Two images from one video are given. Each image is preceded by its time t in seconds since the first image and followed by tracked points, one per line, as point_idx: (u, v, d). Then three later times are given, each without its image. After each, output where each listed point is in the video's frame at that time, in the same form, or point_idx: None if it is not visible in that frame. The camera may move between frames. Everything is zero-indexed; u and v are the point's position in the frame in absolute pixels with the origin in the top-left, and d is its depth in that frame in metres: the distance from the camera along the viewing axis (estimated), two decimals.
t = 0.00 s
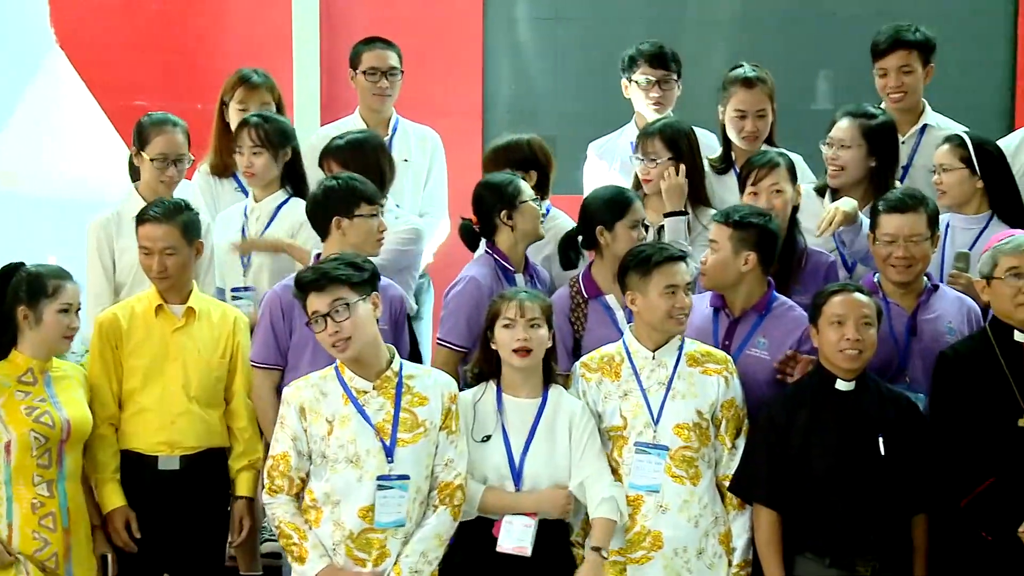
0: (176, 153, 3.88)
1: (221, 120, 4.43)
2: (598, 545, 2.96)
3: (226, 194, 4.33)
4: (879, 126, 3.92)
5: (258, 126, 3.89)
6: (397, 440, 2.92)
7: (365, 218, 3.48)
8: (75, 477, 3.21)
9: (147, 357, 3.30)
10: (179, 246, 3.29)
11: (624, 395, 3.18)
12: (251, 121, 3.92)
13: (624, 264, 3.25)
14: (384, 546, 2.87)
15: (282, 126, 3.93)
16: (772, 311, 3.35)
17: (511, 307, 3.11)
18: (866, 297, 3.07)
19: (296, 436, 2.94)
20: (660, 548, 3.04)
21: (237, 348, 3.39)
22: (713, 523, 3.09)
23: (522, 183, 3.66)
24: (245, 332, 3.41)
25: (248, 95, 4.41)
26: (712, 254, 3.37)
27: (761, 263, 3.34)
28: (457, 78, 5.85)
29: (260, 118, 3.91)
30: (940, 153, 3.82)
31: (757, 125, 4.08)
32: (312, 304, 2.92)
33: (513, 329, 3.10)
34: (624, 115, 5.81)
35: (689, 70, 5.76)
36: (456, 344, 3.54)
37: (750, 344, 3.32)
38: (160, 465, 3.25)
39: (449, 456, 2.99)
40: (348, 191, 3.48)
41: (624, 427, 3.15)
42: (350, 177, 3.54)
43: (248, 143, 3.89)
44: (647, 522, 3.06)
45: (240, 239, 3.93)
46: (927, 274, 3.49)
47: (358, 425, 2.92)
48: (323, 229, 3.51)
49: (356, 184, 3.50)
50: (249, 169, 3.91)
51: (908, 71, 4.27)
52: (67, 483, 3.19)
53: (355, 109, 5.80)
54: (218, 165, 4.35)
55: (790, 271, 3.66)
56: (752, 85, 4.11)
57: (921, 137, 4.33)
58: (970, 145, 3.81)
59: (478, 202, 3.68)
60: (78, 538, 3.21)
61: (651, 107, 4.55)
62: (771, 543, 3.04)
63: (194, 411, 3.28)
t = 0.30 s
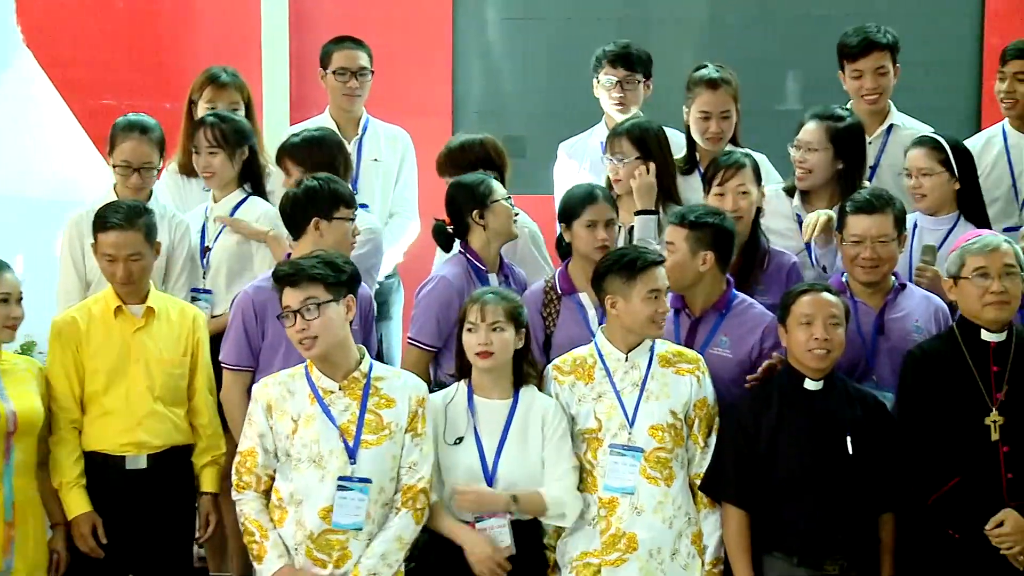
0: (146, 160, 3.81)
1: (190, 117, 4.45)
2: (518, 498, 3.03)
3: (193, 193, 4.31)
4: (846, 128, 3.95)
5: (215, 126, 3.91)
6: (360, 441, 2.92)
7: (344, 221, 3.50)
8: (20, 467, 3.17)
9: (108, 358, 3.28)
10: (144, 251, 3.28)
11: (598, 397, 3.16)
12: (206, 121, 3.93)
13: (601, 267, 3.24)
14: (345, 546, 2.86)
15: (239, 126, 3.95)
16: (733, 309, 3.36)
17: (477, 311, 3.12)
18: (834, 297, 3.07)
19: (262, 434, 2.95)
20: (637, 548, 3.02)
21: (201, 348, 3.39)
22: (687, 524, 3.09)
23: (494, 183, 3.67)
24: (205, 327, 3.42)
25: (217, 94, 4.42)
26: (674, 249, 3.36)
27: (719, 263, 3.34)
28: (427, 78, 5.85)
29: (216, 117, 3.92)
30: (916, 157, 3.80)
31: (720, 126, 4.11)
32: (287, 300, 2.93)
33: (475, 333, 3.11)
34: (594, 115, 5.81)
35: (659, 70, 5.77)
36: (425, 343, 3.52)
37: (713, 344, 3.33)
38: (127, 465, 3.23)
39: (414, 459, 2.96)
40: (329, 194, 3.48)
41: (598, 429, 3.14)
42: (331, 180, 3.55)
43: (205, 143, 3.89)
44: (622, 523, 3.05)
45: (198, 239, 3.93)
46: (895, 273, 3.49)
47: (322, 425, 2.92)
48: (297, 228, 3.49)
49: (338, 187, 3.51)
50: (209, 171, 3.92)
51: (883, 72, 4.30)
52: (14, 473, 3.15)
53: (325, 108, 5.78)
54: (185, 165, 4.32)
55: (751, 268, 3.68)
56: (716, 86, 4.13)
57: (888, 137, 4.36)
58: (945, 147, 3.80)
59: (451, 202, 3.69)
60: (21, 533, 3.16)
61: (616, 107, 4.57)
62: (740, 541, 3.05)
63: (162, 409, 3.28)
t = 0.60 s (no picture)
0: (83, 165, 3.78)
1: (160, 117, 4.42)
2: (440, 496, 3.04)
3: (163, 193, 4.28)
4: (809, 128, 3.98)
5: (190, 126, 3.89)
6: (329, 444, 2.91)
7: (319, 221, 3.49)
8: None
9: (83, 359, 3.26)
10: (122, 246, 3.28)
11: (602, 411, 3.09)
12: (180, 120, 3.91)
13: (592, 281, 3.17)
14: (314, 549, 2.86)
15: (212, 126, 3.94)
16: (698, 309, 3.37)
17: (447, 314, 3.12)
18: (805, 296, 3.09)
19: (230, 434, 2.93)
20: (639, 562, 2.99)
21: (173, 350, 3.41)
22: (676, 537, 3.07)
23: (466, 183, 3.65)
24: (177, 328, 3.43)
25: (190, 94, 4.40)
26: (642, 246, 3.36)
27: (683, 263, 3.34)
28: (398, 78, 5.83)
29: (191, 117, 3.91)
30: (883, 157, 3.82)
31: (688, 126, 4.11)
32: (279, 288, 2.95)
33: (467, 335, 3.08)
34: (565, 114, 5.81)
35: (629, 70, 5.78)
36: (393, 342, 3.53)
37: (681, 344, 3.34)
38: (102, 467, 3.22)
39: (383, 462, 2.97)
40: (304, 193, 3.48)
41: (601, 445, 3.08)
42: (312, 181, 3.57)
43: (178, 144, 3.87)
44: (625, 537, 3.01)
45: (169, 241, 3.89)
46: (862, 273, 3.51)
47: (290, 427, 2.91)
48: (273, 227, 3.50)
49: (313, 186, 3.51)
50: (182, 172, 3.89)
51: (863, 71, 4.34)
52: None
53: (296, 107, 5.76)
54: (155, 165, 4.32)
55: (727, 271, 3.68)
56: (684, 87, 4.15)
57: (856, 136, 4.39)
58: (913, 148, 3.82)
59: (422, 202, 3.68)
60: None
61: (588, 107, 4.58)
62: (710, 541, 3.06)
63: (136, 410, 3.28)
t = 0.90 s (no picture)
0: None
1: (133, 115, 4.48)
2: (413, 509, 3.02)
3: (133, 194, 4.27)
4: (761, 126, 3.96)
5: (144, 133, 3.87)
6: (294, 444, 2.91)
7: (283, 222, 3.47)
8: None
9: (71, 357, 3.25)
10: (116, 228, 3.35)
11: (588, 438, 3.00)
12: (134, 125, 3.90)
13: (571, 307, 3.05)
14: (287, 549, 2.86)
15: (168, 132, 3.93)
16: (665, 309, 3.38)
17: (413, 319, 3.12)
18: (768, 296, 3.11)
19: (192, 438, 2.91)
20: None
21: (161, 350, 3.38)
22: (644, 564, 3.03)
23: (434, 183, 3.66)
24: (164, 329, 3.41)
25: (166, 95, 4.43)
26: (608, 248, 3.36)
27: (650, 263, 3.36)
28: (365, 79, 5.83)
29: (146, 124, 3.89)
30: (846, 157, 3.84)
31: (639, 122, 4.17)
32: (278, 283, 2.98)
33: (451, 339, 3.10)
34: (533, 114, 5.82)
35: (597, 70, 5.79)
36: (364, 345, 3.52)
37: (650, 344, 3.34)
38: (87, 468, 3.23)
39: (348, 456, 2.97)
40: (266, 191, 3.48)
41: (586, 473, 2.98)
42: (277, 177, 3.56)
43: (135, 152, 3.87)
44: (611, 564, 2.95)
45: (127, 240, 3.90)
46: (828, 272, 3.51)
47: (255, 429, 2.90)
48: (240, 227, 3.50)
49: (278, 185, 3.49)
50: (140, 178, 3.89)
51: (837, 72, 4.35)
52: None
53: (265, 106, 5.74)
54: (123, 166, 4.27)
55: (698, 279, 3.70)
56: (638, 83, 4.21)
57: (822, 136, 4.42)
58: (876, 147, 3.84)
59: (390, 203, 3.67)
60: None
61: (555, 107, 4.58)
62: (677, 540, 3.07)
63: (125, 415, 3.28)
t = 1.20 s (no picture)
0: None
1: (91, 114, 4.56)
2: (388, 526, 2.98)
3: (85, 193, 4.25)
4: (695, 124, 3.96)
5: (65, 138, 3.89)
6: (249, 442, 2.90)
7: (237, 223, 3.45)
8: None
9: (29, 355, 3.26)
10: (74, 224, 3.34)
11: (534, 456, 2.93)
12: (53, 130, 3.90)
13: (517, 322, 3.00)
14: (247, 549, 2.86)
15: (91, 132, 3.93)
16: (622, 309, 3.39)
17: (366, 318, 3.10)
18: (711, 296, 3.13)
19: (145, 444, 2.87)
20: None
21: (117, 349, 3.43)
22: None
23: (392, 183, 3.66)
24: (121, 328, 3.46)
25: (128, 95, 4.54)
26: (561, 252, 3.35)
27: (605, 264, 3.35)
28: (319, 79, 5.81)
29: (65, 127, 3.89)
30: (799, 161, 3.85)
31: (576, 118, 4.22)
32: (233, 288, 2.97)
33: (412, 337, 3.10)
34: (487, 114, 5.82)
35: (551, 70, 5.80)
36: (319, 345, 3.51)
37: (605, 345, 3.35)
38: (41, 469, 3.23)
39: (302, 451, 3.00)
40: (222, 190, 3.46)
41: (532, 491, 2.92)
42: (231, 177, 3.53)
43: (59, 158, 3.91)
44: None
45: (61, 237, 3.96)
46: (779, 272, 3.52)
47: (210, 430, 2.88)
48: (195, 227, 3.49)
49: (235, 185, 3.48)
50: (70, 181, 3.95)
51: (763, 75, 4.41)
52: None
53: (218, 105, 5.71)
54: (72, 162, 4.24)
55: (647, 280, 3.72)
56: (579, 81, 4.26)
57: (775, 138, 4.46)
58: (830, 152, 3.84)
59: (346, 202, 3.66)
60: None
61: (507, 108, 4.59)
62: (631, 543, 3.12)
63: (82, 415, 3.30)
